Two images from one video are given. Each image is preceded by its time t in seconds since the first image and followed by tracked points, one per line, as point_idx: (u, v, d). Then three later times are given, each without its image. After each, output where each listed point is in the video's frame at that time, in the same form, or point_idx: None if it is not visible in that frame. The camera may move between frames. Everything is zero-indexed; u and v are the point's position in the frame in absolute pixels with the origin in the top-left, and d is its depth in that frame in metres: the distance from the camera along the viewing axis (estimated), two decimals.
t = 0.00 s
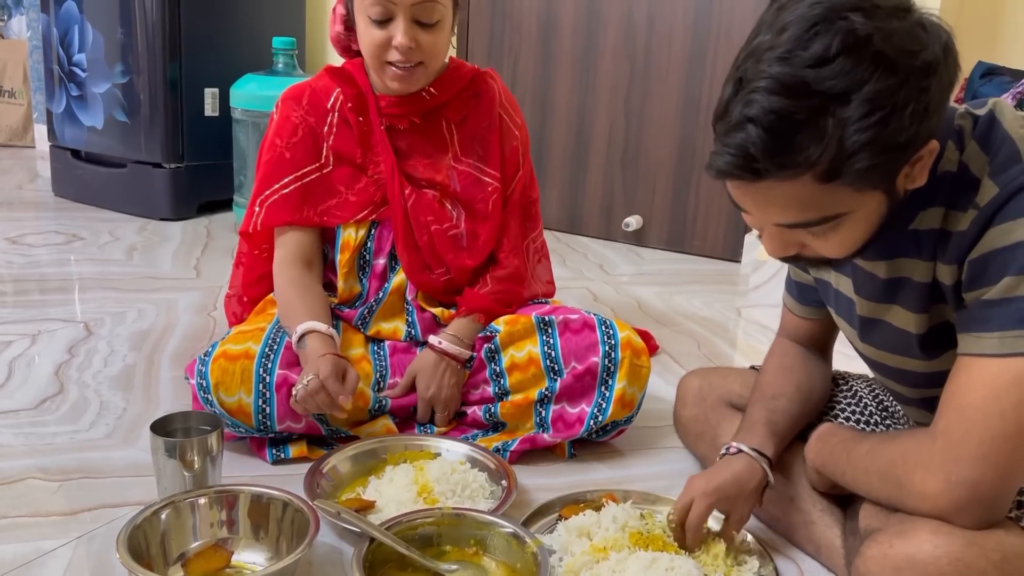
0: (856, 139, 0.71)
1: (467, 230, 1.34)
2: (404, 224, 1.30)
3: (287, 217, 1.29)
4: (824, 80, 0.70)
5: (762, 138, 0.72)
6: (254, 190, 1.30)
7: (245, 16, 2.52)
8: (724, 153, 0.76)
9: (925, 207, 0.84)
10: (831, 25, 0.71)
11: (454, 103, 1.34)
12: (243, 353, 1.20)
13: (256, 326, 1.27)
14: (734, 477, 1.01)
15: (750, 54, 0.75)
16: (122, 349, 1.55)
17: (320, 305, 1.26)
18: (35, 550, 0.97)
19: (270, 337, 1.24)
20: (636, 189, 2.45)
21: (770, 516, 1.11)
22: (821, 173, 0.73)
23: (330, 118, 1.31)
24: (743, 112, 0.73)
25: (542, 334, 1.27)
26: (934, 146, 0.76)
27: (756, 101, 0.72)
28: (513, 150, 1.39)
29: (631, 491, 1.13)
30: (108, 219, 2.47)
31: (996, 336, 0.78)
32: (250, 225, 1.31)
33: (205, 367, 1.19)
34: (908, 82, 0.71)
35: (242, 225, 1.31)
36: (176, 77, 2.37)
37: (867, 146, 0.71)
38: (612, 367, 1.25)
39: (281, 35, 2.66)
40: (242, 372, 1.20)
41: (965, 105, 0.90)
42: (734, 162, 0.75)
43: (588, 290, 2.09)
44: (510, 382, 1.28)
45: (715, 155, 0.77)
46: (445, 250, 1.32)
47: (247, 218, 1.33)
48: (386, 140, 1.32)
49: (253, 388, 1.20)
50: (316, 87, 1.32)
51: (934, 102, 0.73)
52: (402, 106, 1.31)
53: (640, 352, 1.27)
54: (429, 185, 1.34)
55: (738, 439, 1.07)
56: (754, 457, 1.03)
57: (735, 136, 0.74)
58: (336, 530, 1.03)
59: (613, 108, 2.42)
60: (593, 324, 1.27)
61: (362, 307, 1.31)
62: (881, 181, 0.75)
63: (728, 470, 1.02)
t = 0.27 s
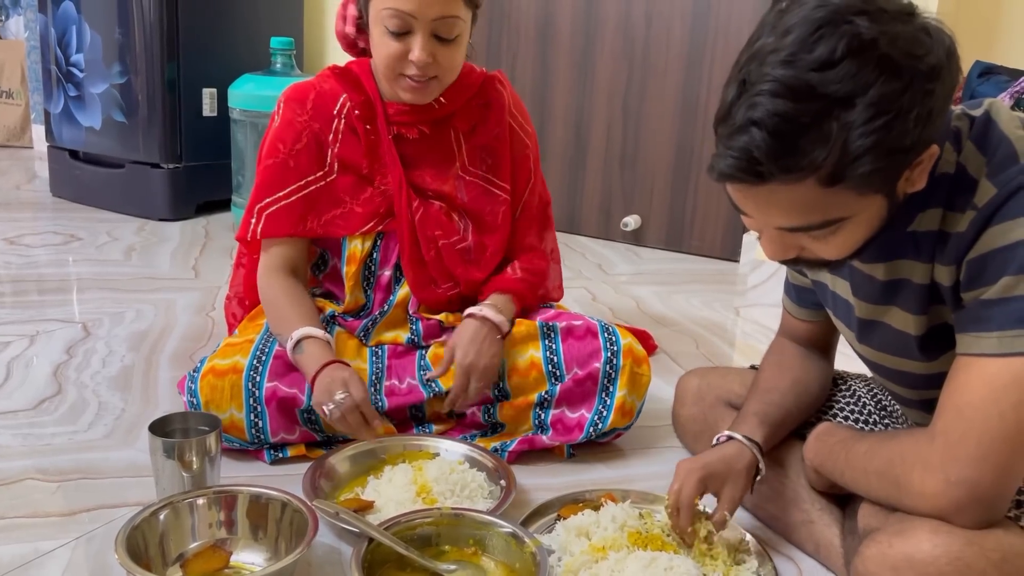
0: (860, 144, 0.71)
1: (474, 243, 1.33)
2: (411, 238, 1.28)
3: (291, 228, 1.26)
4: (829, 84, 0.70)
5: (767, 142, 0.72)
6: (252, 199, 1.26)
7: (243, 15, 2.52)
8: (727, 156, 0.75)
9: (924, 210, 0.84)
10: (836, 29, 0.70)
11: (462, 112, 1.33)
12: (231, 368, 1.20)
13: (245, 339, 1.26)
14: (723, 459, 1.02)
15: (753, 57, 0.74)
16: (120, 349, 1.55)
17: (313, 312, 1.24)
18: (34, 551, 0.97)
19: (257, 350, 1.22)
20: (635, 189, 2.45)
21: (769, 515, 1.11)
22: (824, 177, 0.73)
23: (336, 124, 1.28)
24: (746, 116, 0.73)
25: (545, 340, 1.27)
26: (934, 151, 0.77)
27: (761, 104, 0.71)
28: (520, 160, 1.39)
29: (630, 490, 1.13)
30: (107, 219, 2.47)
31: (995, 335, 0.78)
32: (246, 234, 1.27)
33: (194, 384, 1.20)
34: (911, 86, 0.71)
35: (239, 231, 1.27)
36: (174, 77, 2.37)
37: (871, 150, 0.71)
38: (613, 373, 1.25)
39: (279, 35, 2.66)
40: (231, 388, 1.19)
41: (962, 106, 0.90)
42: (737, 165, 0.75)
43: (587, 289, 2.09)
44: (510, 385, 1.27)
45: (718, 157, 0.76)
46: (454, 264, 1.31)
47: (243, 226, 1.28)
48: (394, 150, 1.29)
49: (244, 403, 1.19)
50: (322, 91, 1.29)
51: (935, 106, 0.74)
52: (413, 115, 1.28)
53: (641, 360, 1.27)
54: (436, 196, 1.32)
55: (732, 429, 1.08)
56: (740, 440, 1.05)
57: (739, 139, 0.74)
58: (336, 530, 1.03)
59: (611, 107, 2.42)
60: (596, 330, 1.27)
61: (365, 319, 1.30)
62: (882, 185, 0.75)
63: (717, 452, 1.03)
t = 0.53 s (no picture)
0: (846, 141, 0.71)
1: (476, 256, 1.33)
2: (413, 251, 1.28)
3: (294, 233, 1.24)
4: (816, 81, 0.70)
5: (753, 139, 0.72)
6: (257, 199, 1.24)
7: (241, 15, 2.52)
8: (715, 153, 0.76)
9: (918, 208, 0.84)
10: (824, 26, 0.70)
11: (473, 121, 1.30)
12: (228, 373, 1.20)
13: (243, 343, 1.26)
14: (748, 479, 0.99)
15: (742, 54, 0.74)
16: (118, 349, 1.55)
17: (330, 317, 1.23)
18: (31, 551, 0.97)
19: (254, 356, 1.21)
20: (633, 188, 2.45)
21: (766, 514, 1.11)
22: (812, 174, 0.73)
23: (344, 129, 1.26)
24: (734, 113, 0.73)
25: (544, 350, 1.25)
26: (924, 148, 0.77)
27: (748, 101, 0.72)
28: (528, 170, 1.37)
29: (627, 489, 1.13)
30: (104, 219, 2.47)
31: (989, 334, 0.78)
32: (250, 237, 1.26)
33: (192, 389, 1.19)
34: (899, 85, 0.71)
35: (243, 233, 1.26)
36: (172, 76, 2.36)
37: (858, 147, 0.71)
38: (611, 381, 1.26)
39: (277, 34, 2.66)
40: (229, 393, 1.19)
41: (956, 105, 0.90)
42: (725, 162, 0.75)
43: (585, 288, 2.09)
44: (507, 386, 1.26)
45: (707, 154, 0.77)
46: (453, 279, 1.30)
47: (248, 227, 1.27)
48: (402, 158, 1.28)
49: (241, 408, 1.19)
50: (332, 94, 1.26)
51: (924, 103, 0.73)
52: (424, 125, 1.26)
53: (639, 367, 1.27)
54: (440, 208, 1.31)
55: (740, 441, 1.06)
56: (763, 456, 1.02)
57: (726, 136, 0.74)
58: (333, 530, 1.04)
59: (609, 107, 2.42)
60: (594, 337, 1.28)
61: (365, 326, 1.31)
62: (871, 183, 0.75)
63: (740, 473, 1.00)
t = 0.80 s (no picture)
0: (835, 137, 0.71)
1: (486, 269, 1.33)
2: (422, 261, 1.28)
3: (304, 238, 1.24)
4: (803, 79, 0.70)
5: (742, 136, 0.73)
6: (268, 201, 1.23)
7: (238, 14, 2.52)
8: (705, 151, 0.76)
9: (911, 207, 0.84)
10: (811, 25, 0.71)
11: (489, 131, 1.30)
12: (225, 374, 1.19)
13: (241, 343, 1.26)
14: (732, 482, 1.00)
15: (732, 52, 0.75)
16: (116, 349, 1.55)
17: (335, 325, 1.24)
18: (30, 552, 0.97)
19: (252, 356, 1.22)
20: (631, 188, 2.45)
21: (764, 514, 1.11)
22: (800, 170, 0.73)
23: (360, 134, 1.25)
24: (723, 111, 0.74)
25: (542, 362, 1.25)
26: (915, 146, 0.77)
27: (737, 99, 0.72)
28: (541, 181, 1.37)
29: (626, 490, 1.13)
30: (102, 219, 2.47)
31: (983, 333, 0.78)
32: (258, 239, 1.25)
33: (189, 391, 1.20)
34: (886, 82, 0.71)
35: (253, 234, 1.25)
36: (170, 76, 2.36)
37: (847, 144, 0.71)
38: (608, 391, 1.26)
39: (275, 34, 2.65)
40: (226, 394, 1.19)
41: (949, 106, 0.90)
42: (714, 160, 0.75)
43: (583, 288, 2.10)
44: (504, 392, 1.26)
45: (697, 152, 0.77)
46: (461, 292, 1.30)
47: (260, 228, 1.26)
48: (417, 166, 1.27)
49: (238, 409, 1.19)
50: (350, 97, 1.25)
51: (911, 100, 0.73)
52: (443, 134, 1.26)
53: (637, 375, 1.28)
54: (452, 218, 1.31)
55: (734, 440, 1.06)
56: (751, 461, 1.02)
57: (716, 134, 0.74)
58: (331, 530, 1.04)
59: (608, 106, 2.42)
60: (591, 345, 1.28)
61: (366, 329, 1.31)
62: (861, 180, 0.75)
63: (726, 476, 1.01)
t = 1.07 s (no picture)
0: (809, 152, 0.71)
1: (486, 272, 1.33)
2: (424, 263, 1.28)
3: (308, 238, 1.23)
4: (773, 98, 0.70)
5: (718, 157, 0.73)
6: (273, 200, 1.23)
7: (236, 14, 2.52)
8: (684, 172, 0.76)
9: (893, 214, 0.85)
10: (778, 44, 0.71)
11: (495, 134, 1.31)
12: (220, 374, 1.20)
13: (237, 343, 1.26)
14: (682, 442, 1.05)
15: (705, 75, 0.75)
16: (114, 349, 1.55)
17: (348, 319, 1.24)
18: (27, 551, 0.97)
19: (247, 356, 1.21)
20: (628, 187, 2.46)
21: (760, 513, 1.11)
22: (777, 187, 0.73)
23: (368, 134, 1.25)
24: (698, 133, 0.74)
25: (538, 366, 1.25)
26: (892, 155, 0.77)
27: (711, 121, 0.72)
28: (544, 185, 1.37)
29: (622, 490, 1.13)
30: (100, 218, 2.46)
31: (969, 333, 0.78)
32: (262, 238, 1.24)
33: (184, 389, 1.19)
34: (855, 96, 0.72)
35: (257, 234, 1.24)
36: (168, 75, 2.36)
37: (821, 158, 0.72)
38: (605, 393, 1.26)
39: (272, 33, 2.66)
40: (221, 394, 1.19)
41: (929, 111, 0.91)
42: (693, 181, 0.76)
43: (580, 287, 2.10)
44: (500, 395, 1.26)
45: (675, 173, 0.77)
46: (461, 295, 1.30)
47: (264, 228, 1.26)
48: (424, 166, 1.27)
49: (234, 409, 1.20)
50: (358, 96, 1.26)
51: (881, 113, 0.73)
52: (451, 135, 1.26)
53: (634, 376, 1.28)
54: (456, 221, 1.32)
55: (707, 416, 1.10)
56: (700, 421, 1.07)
57: (693, 156, 0.75)
58: (328, 530, 1.04)
59: (605, 106, 2.42)
60: (588, 348, 1.28)
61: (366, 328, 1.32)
62: (838, 192, 0.75)
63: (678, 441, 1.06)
